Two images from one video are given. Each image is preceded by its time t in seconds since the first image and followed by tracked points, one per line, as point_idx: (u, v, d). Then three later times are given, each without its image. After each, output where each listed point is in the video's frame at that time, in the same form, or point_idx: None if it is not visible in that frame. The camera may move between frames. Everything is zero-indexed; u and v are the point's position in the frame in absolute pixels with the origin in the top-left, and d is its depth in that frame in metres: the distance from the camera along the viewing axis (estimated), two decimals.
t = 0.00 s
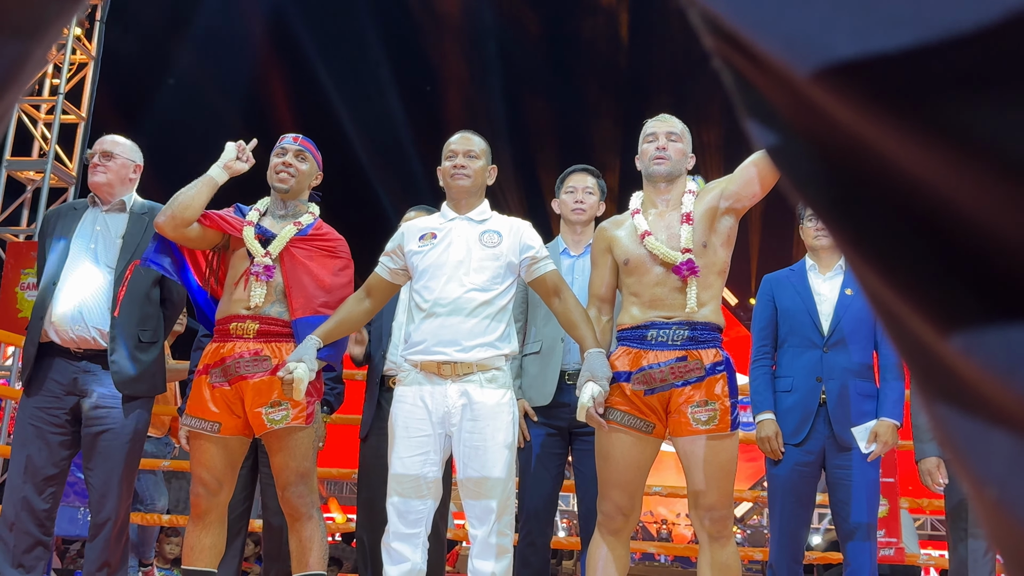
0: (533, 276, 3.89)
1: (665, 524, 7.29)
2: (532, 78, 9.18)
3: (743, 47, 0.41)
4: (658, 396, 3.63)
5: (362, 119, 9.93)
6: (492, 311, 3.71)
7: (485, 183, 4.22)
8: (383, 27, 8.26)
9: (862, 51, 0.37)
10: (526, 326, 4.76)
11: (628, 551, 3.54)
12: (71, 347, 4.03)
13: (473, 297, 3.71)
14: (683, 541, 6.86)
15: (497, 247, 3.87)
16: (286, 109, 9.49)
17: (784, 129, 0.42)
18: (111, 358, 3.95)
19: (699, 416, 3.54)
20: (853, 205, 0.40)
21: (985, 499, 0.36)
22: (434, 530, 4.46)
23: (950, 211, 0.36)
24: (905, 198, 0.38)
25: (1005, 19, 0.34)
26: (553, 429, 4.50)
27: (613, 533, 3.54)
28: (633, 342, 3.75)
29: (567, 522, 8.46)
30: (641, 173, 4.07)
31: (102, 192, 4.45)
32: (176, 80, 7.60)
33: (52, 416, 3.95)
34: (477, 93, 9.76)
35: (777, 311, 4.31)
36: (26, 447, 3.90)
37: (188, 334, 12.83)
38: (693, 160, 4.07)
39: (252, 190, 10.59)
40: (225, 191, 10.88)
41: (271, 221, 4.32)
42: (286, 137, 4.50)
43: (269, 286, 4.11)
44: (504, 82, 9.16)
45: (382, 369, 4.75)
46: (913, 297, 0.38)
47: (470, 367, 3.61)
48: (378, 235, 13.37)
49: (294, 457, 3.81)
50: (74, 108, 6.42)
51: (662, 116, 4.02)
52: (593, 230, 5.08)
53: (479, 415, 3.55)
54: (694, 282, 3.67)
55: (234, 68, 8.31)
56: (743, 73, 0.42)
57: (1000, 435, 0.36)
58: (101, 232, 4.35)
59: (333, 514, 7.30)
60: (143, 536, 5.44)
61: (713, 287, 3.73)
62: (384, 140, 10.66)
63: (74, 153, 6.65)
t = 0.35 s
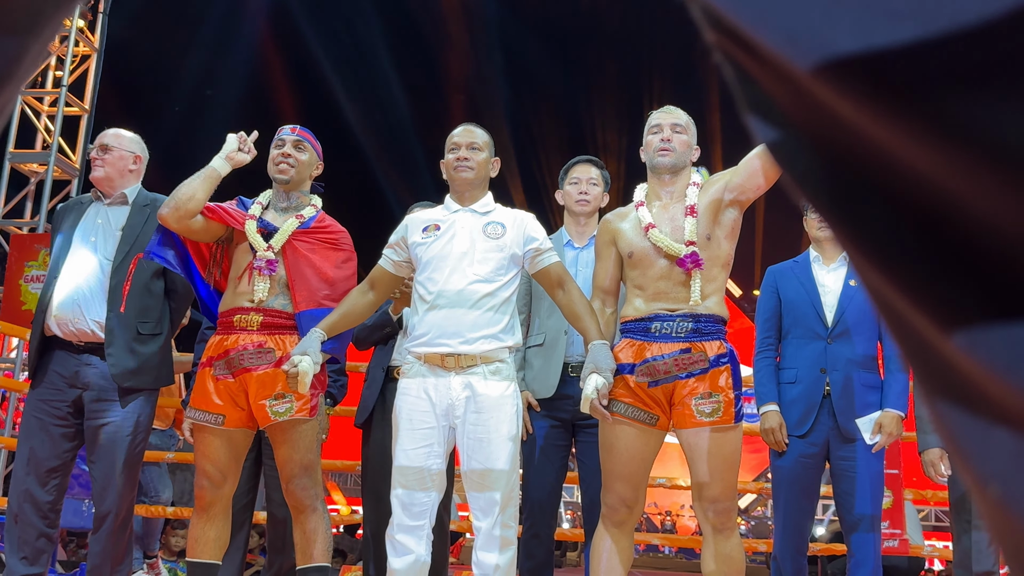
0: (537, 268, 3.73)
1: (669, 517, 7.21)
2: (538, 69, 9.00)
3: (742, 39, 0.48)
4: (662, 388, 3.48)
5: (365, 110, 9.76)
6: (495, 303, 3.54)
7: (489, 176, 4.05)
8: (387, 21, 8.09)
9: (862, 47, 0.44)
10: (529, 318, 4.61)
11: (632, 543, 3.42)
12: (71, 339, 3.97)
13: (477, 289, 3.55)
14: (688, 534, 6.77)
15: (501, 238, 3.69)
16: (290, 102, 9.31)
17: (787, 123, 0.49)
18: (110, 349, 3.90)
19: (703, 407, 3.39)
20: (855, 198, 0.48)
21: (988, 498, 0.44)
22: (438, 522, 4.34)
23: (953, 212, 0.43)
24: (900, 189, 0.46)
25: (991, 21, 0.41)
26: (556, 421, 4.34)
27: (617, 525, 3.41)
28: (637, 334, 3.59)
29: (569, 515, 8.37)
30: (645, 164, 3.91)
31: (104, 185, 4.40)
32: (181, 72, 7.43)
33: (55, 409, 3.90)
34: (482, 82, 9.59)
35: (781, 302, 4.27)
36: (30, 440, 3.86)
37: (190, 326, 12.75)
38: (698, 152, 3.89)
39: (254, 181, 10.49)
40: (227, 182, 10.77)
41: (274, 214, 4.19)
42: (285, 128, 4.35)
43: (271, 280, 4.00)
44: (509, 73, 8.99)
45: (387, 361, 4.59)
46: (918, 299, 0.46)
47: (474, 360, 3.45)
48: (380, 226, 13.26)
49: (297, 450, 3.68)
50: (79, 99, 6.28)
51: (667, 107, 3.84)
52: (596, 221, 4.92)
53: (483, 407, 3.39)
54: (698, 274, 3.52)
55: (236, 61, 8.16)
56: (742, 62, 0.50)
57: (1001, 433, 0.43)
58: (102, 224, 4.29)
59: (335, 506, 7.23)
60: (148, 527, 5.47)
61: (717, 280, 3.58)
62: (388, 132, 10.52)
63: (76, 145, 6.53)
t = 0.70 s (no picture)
0: (537, 261, 3.68)
1: (670, 509, 7.22)
2: (539, 62, 8.92)
3: (737, 38, 0.49)
4: (663, 380, 3.43)
5: (366, 102, 9.70)
6: (496, 296, 3.49)
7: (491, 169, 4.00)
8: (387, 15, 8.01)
9: (854, 44, 0.45)
10: (530, 312, 4.56)
11: (633, 536, 3.37)
12: (72, 332, 3.95)
13: (477, 282, 3.50)
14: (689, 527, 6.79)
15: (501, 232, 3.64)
16: (291, 94, 9.24)
17: (783, 118, 0.50)
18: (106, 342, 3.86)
19: (704, 400, 3.35)
20: (846, 200, 0.49)
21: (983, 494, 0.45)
22: (438, 516, 4.31)
23: (950, 211, 0.44)
24: (891, 187, 0.47)
25: (985, 17, 0.42)
26: (557, 414, 4.30)
27: (618, 518, 3.36)
28: (638, 327, 3.54)
29: (570, 508, 8.36)
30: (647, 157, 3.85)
31: (104, 178, 4.35)
32: (181, 64, 7.37)
33: (55, 401, 3.87)
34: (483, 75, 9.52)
35: (782, 295, 4.22)
36: (30, 432, 3.82)
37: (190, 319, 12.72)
38: (701, 145, 3.83)
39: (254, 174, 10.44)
40: (227, 175, 10.73)
41: (274, 208, 4.14)
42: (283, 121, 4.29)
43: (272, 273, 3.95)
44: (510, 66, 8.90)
45: (388, 356, 4.55)
46: (913, 297, 0.47)
47: (475, 353, 3.41)
48: (380, 218, 13.21)
49: (299, 443, 3.64)
50: (80, 92, 6.24)
51: (669, 101, 3.80)
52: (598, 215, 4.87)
53: (484, 400, 3.35)
54: (699, 268, 3.47)
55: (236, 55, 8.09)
56: (734, 57, 0.50)
57: (995, 430, 0.44)
58: (102, 218, 4.26)
59: (336, 500, 7.21)
60: (150, 521, 5.44)
61: (719, 273, 3.53)
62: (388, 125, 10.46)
63: (76, 138, 6.47)
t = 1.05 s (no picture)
0: (537, 257, 3.64)
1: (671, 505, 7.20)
2: (540, 57, 8.85)
3: (738, 36, 0.50)
4: (664, 376, 3.40)
5: (366, 97, 9.64)
6: (497, 292, 3.45)
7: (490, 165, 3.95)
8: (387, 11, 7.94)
9: (851, 41, 0.45)
10: (531, 306, 4.51)
11: (634, 531, 3.34)
12: (70, 328, 3.91)
13: (478, 278, 3.46)
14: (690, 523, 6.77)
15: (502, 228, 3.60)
16: (291, 90, 9.19)
17: (780, 113, 0.51)
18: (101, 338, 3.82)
19: (704, 396, 3.32)
20: (846, 195, 0.50)
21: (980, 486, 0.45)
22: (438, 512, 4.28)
23: (948, 208, 0.44)
24: (890, 182, 0.47)
25: (986, 11, 0.42)
26: (558, 410, 4.27)
27: (619, 513, 3.32)
28: (639, 323, 3.50)
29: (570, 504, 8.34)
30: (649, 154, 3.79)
31: (102, 175, 4.32)
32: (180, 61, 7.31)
33: (54, 397, 3.84)
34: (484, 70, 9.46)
35: (783, 291, 4.19)
36: (30, 429, 3.80)
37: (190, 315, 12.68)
38: (702, 141, 3.80)
39: (254, 169, 10.40)
40: (227, 170, 10.69)
41: (274, 202, 4.09)
42: (285, 119, 4.27)
43: (272, 269, 3.91)
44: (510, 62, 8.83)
45: (386, 353, 4.51)
46: (910, 291, 0.47)
47: (476, 348, 3.37)
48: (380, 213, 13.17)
49: (299, 438, 3.61)
50: (79, 89, 6.19)
51: (670, 96, 3.74)
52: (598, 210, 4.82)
53: (485, 396, 3.31)
54: (700, 262, 3.44)
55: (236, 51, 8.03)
56: (737, 57, 0.51)
57: (993, 423, 0.44)
58: (99, 213, 4.21)
59: (336, 496, 7.18)
60: (151, 517, 5.41)
61: (719, 268, 3.50)
62: (388, 119, 10.41)
63: (75, 134, 6.42)
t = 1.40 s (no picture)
0: (538, 254, 3.58)
1: (672, 501, 7.21)
2: (541, 55, 8.82)
3: (747, 30, 0.44)
4: (664, 373, 3.37)
5: (366, 93, 9.60)
6: (497, 289, 3.42)
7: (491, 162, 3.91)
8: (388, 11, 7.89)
9: (862, 34, 0.40)
10: (531, 303, 4.48)
11: (635, 528, 3.30)
12: (69, 325, 3.85)
13: (479, 275, 3.43)
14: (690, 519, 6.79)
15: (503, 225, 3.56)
16: (291, 88, 9.15)
17: (790, 109, 0.45)
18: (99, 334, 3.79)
19: (705, 392, 3.28)
20: (851, 186, 0.45)
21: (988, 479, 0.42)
22: (439, 509, 4.25)
23: (957, 203, 0.40)
24: (897, 173, 0.42)
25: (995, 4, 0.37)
26: (559, 406, 4.24)
27: (620, 509, 3.29)
28: (640, 320, 3.47)
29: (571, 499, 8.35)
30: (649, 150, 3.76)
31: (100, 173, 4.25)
32: (179, 60, 7.27)
33: (54, 395, 3.80)
34: (484, 66, 9.43)
35: (783, 288, 4.15)
36: (30, 426, 3.76)
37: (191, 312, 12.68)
38: (702, 138, 3.76)
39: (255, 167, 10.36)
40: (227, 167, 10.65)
41: (276, 199, 4.05)
42: (287, 117, 4.24)
43: (274, 265, 3.87)
44: (512, 59, 8.79)
45: (387, 348, 4.47)
46: (916, 283, 0.43)
47: (477, 345, 3.33)
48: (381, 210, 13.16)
49: (300, 435, 3.57)
50: (79, 86, 6.16)
51: (670, 94, 3.71)
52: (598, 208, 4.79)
53: (486, 392, 3.28)
54: (701, 258, 3.39)
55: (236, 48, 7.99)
56: (746, 52, 0.46)
57: (1002, 415, 0.41)
58: (96, 211, 4.18)
59: (338, 492, 7.18)
60: (153, 514, 5.39)
61: (721, 264, 3.46)
62: (389, 115, 10.37)
63: (75, 132, 6.38)
